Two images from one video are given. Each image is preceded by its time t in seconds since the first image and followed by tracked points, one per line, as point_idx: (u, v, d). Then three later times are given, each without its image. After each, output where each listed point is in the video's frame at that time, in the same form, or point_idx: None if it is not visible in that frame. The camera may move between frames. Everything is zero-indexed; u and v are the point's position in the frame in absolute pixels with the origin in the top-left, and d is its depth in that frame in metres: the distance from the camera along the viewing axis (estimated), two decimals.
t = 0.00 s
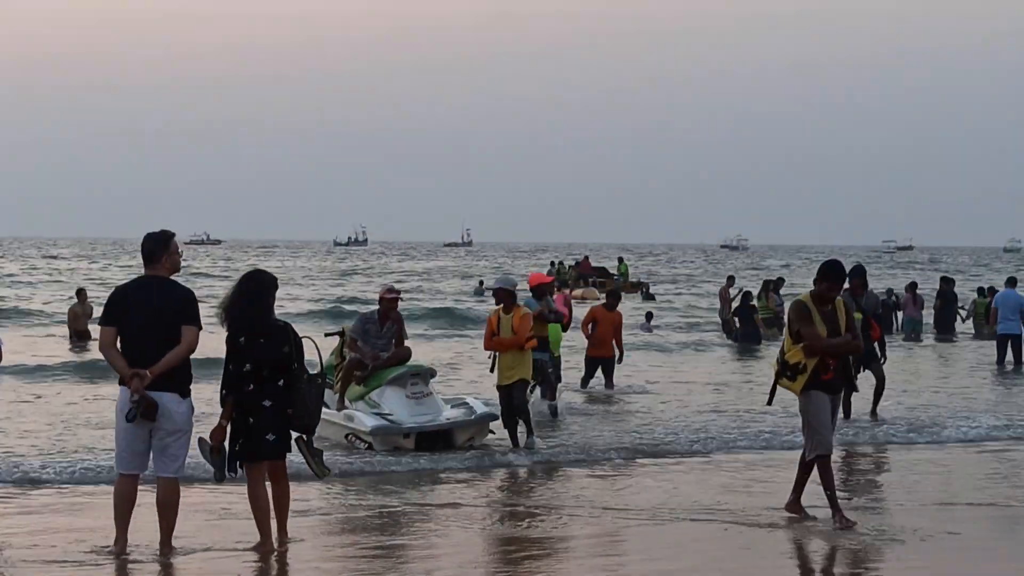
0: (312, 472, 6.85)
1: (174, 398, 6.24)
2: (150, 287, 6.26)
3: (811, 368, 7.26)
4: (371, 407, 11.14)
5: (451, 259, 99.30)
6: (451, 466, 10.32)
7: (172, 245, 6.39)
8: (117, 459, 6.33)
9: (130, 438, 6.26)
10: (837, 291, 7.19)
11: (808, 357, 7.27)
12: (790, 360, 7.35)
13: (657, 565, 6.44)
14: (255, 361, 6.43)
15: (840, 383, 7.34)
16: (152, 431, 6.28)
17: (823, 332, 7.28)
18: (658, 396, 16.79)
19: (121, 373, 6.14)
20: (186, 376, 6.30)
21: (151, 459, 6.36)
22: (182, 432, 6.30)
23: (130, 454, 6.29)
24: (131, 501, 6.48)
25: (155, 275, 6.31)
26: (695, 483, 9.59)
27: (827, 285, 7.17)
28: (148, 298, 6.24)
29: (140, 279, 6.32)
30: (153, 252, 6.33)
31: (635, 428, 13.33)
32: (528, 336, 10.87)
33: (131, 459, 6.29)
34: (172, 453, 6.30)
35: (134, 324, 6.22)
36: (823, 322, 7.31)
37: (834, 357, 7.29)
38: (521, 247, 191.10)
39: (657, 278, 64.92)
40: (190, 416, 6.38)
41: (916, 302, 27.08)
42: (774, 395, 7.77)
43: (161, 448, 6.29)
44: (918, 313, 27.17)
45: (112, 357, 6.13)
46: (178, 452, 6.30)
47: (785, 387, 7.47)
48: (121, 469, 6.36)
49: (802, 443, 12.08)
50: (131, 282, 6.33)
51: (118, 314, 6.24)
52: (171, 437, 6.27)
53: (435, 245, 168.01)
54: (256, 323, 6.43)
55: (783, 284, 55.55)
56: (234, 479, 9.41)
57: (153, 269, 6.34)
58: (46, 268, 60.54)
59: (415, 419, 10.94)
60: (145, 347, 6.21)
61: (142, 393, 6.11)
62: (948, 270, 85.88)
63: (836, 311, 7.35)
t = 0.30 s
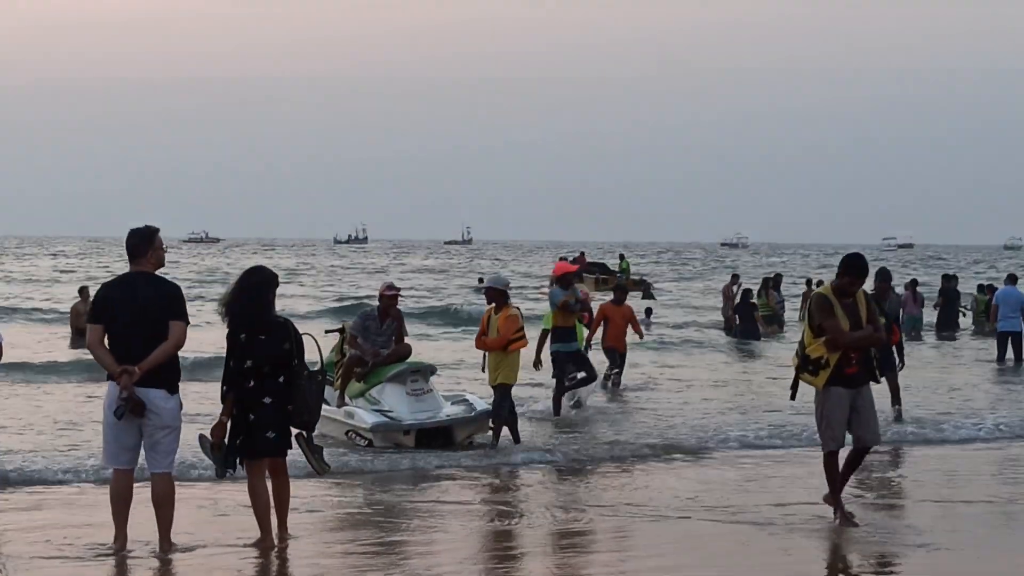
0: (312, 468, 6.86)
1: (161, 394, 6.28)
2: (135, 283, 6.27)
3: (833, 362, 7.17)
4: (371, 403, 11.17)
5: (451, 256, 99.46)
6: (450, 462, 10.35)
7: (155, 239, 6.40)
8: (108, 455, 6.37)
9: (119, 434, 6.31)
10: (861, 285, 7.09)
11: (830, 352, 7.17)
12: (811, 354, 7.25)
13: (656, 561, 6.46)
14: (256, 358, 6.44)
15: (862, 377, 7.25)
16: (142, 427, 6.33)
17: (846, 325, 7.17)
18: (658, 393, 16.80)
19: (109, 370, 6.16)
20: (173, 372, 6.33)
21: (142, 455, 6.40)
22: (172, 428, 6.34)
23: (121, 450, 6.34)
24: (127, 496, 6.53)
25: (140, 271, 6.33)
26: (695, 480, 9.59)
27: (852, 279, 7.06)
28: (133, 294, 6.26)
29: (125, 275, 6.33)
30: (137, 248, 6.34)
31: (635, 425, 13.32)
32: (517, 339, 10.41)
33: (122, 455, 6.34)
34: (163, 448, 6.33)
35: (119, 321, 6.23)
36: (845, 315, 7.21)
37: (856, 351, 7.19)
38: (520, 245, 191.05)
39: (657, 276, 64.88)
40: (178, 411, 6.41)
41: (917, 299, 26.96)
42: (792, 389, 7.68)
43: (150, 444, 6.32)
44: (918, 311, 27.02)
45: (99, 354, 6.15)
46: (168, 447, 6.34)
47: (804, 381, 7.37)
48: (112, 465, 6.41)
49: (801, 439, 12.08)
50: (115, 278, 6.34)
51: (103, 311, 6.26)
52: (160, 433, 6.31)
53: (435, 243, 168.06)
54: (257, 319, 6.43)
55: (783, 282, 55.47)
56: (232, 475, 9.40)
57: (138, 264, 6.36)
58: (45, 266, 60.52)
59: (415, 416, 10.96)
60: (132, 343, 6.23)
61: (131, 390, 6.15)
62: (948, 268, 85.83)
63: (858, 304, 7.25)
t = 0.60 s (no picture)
0: (312, 450, 6.86)
1: (151, 375, 6.37)
2: (125, 266, 6.35)
3: (854, 349, 7.11)
4: (370, 385, 11.17)
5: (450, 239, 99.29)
6: (451, 443, 10.38)
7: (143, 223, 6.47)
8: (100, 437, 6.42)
9: (110, 415, 6.38)
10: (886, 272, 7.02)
11: (851, 339, 7.11)
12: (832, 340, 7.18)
13: (657, 542, 6.49)
14: (256, 340, 6.44)
15: (883, 365, 7.19)
16: (133, 408, 6.40)
17: (868, 312, 7.11)
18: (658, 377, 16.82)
19: (100, 352, 6.24)
20: (163, 353, 6.42)
21: (134, 436, 6.48)
22: (162, 409, 6.43)
23: (112, 431, 6.40)
24: (122, 478, 6.57)
25: (129, 253, 6.40)
26: (694, 462, 9.59)
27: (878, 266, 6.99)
28: (123, 277, 6.34)
29: (114, 258, 6.40)
30: (126, 231, 6.40)
31: (634, 408, 13.32)
32: (502, 324, 10.35)
33: (114, 436, 6.40)
34: (154, 429, 6.44)
35: (110, 303, 6.31)
36: (868, 302, 7.14)
37: (877, 339, 7.14)
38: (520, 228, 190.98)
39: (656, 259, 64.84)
40: (168, 392, 6.51)
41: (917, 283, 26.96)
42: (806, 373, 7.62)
43: (141, 424, 6.42)
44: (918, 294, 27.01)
45: (89, 337, 6.22)
46: (159, 427, 6.44)
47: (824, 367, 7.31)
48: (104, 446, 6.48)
49: (799, 421, 12.10)
50: (104, 260, 6.41)
51: (93, 293, 6.32)
52: (151, 413, 6.40)
53: (434, 226, 167.83)
54: (257, 301, 6.42)
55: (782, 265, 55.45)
56: (230, 458, 9.41)
57: (127, 246, 6.43)
58: (42, 249, 60.48)
59: (415, 398, 10.96)
60: (122, 325, 6.31)
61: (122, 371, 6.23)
62: (947, 250, 85.73)
63: (882, 290, 7.18)
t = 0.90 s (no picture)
0: (311, 432, 6.87)
1: (148, 357, 6.38)
2: (118, 248, 6.34)
3: (883, 326, 6.93)
4: (371, 368, 11.14)
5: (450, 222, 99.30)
6: (451, 426, 10.39)
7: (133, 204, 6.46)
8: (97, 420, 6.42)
9: (107, 398, 6.36)
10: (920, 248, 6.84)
11: (881, 315, 6.94)
12: (862, 316, 7.03)
13: (656, 525, 6.49)
14: (256, 323, 6.43)
15: (915, 344, 6.98)
16: (129, 390, 6.41)
17: (901, 289, 6.93)
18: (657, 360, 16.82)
19: (96, 335, 6.24)
20: (157, 334, 6.43)
21: (131, 418, 6.49)
22: (158, 389, 6.47)
23: (109, 414, 6.39)
24: (120, 461, 6.57)
25: (120, 235, 6.39)
26: (694, 445, 9.59)
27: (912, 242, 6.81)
28: (117, 259, 6.33)
29: (105, 240, 6.38)
30: (118, 213, 6.38)
31: (634, 391, 13.33)
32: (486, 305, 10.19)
33: (111, 418, 6.40)
34: (151, 410, 6.47)
35: (104, 286, 6.30)
36: (902, 280, 6.96)
37: (910, 317, 6.95)
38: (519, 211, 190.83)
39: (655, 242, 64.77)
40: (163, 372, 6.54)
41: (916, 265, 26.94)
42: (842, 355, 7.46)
43: (138, 406, 6.45)
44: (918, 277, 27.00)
45: (85, 321, 6.22)
46: (156, 408, 6.49)
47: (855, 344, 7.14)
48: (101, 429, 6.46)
49: (799, 405, 12.11)
50: (96, 242, 6.38)
51: (86, 277, 6.30)
52: (148, 394, 6.44)
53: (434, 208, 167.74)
54: (257, 284, 6.41)
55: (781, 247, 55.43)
56: (228, 440, 9.39)
57: (119, 228, 6.42)
58: (39, 232, 60.36)
59: (415, 380, 10.95)
60: (118, 308, 6.31)
61: (120, 354, 6.23)
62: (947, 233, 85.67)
63: (917, 269, 6.99)
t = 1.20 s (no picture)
0: (311, 427, 6.87)
1: (149, 351, 6.38)
2: (118, 243, 6.33)
3: (908, 324, 6.89)
4: (371, 362, 11.15)
5: (449, 217, 99.20)
6: (450, 421, 10.40)
7: (132, 200, 6.46)
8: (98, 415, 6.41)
9: (109, 392, 6.35)
10: (944, 246, 6.82)
11: (905, 313, 6.90)
12: (886, 314, 6.99)
13: (655, 520, 6.49)
14: (254, 318, 6.41)
15: (939, 343, 6.94)
16: (131, 384, 6.41)
17: (925, 288, 6.90)
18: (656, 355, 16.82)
19: (98, 330, 6.23)
20: (158, 328, 6.44)
21: (131, 412, 6.49)
22: (159, 383, 6.47)
23: (111, 408, 6.39)
24: (120, 456, 6.57)
25: (119, 230, 6.38)
26: (693, 440, 9.59)
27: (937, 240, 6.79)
28: (118, 254, 6.32)
29: (104, 235, 6.38)
30: (117, 208, 6.40)
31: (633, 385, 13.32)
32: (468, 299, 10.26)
33: (112, 413, 6.40)
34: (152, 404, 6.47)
35: (105, 281, 6.29)
36: (926, 279, 6.93)
37: (934, 316, 6.91)
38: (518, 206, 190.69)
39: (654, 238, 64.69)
40: (162, 366, 6.54)
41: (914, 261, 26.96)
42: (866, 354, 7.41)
43: (139, 400, 6.45)
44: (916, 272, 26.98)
45: (87, 315, 6.21)
46: (156, 402, 6.49)
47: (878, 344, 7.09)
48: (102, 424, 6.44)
49: (798, 400, 12.11)
50: (95, 238, 6.38)
51: (87, 271, 6.29)
52: (150, 388, 6.44)
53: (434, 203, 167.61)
54: (255, 279, 6.41)
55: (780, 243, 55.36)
56: (228, 435, 9.38)
57: (118, 223, 6.41)
58: (38, 228, 60.29)
59: (415, 376, 10.95)
60: (119, 302, 6.30)
61: (123, 349, 6.23)
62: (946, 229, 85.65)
63: (942, 268, 6.96)
